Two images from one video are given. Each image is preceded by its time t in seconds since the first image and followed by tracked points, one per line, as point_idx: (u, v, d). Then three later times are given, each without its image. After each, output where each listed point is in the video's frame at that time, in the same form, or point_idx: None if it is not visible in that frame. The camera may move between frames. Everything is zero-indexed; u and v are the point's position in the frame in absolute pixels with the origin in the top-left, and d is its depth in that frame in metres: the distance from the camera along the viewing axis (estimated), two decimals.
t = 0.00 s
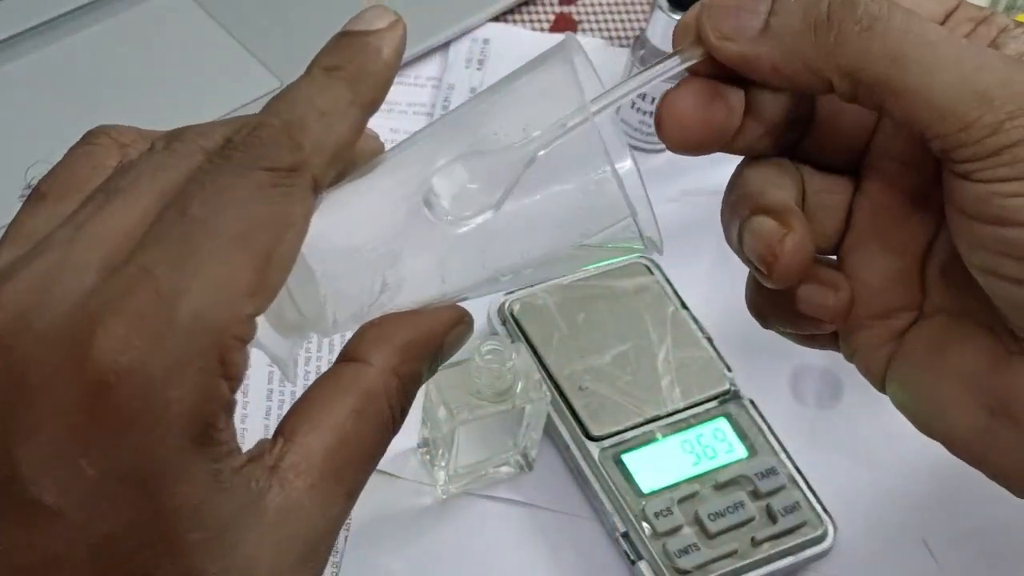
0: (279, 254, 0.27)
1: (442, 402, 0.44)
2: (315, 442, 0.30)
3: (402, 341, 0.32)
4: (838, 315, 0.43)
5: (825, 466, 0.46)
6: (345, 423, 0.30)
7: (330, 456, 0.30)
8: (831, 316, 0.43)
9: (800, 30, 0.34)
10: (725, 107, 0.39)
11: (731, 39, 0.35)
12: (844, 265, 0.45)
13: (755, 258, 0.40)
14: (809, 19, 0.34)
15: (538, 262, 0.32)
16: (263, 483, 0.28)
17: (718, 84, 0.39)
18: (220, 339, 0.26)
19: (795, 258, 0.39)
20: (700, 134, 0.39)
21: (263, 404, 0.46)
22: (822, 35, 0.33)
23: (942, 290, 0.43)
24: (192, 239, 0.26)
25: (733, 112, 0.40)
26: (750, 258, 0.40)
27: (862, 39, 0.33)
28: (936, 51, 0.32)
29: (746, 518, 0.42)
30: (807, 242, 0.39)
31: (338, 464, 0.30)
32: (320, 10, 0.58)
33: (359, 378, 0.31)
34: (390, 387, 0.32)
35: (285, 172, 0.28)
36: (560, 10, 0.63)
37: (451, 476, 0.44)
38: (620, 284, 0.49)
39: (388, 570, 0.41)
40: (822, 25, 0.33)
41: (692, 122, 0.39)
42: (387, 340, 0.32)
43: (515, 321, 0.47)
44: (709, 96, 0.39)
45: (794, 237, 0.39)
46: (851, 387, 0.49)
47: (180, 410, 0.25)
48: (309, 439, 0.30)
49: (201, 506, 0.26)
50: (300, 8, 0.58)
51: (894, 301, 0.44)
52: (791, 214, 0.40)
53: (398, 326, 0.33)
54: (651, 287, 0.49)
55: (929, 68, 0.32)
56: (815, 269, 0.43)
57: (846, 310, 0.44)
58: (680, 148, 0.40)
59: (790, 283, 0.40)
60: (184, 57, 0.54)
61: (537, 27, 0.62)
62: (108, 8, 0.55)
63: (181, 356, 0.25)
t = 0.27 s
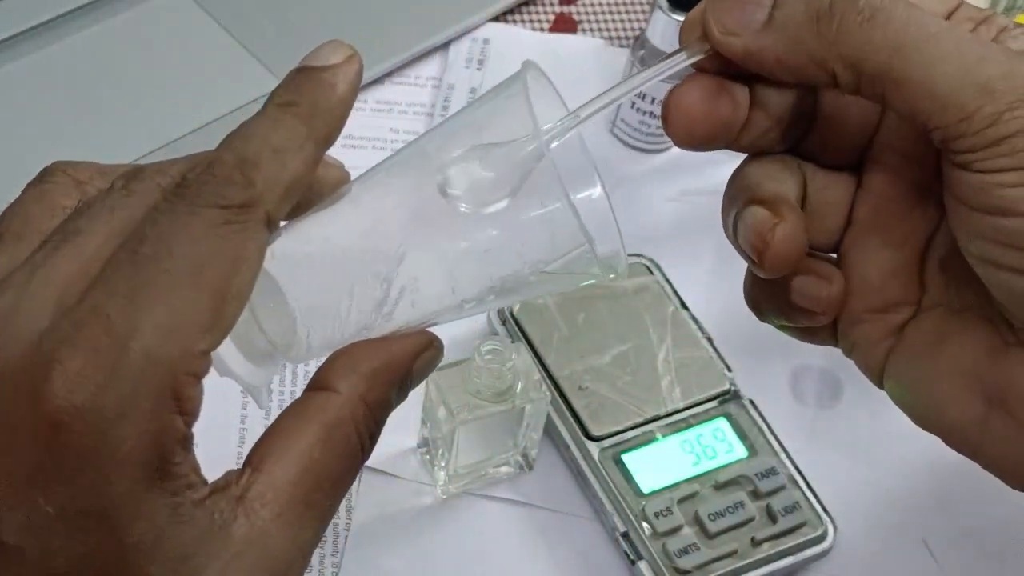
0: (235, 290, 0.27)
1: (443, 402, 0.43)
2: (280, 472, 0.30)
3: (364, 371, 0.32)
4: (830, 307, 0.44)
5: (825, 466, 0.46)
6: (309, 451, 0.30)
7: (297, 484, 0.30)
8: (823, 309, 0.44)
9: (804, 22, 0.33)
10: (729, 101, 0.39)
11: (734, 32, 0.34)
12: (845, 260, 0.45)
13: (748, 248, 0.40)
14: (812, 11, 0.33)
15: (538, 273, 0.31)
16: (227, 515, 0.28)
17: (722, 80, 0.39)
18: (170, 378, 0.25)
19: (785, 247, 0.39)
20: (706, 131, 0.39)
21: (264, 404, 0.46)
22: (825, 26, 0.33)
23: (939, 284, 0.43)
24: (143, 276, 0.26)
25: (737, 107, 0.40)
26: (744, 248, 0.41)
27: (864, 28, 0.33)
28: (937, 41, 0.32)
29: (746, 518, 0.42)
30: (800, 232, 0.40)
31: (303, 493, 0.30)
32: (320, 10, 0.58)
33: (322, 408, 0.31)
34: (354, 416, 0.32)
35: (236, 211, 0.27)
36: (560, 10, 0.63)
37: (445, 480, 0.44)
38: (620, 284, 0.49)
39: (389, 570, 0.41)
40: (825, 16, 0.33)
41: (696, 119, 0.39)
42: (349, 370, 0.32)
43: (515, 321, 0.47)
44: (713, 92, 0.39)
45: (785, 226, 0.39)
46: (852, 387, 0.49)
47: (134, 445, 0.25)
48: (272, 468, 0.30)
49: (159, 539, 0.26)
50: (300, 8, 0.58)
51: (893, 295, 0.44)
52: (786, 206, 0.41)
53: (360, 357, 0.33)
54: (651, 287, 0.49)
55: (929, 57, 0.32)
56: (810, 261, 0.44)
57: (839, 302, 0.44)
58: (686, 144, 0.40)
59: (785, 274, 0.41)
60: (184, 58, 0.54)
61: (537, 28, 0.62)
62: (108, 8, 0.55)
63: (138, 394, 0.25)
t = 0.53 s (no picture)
0: (170, 369, 0.27)
1: (443, 402, 0.43)
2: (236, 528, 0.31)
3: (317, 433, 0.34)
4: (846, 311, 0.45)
5: (825, 467, 0.46)
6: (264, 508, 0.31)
7: (251, 540, 0.31)
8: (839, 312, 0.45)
9: (823, 35, 0.35)
10: (752, 113, 0.40)
11: (760, 47, 0.36)
12: (865, 266, 0.46)
13: (765, 253, 0.41)
14: (831, 25, 0.34)
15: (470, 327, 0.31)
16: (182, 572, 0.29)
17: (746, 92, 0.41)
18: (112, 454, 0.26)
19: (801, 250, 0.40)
20: (729, 142, 0.41)
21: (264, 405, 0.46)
22: (843, 37, 0.34)
23: (955, 290, 0.43)
24: (79, 362, 0.26)
25: (761, 120, 0.41)
26: (761, 252, 0.42)
27: (881, 40, 0.33)
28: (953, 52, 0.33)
29: (746, 518, 0.42)
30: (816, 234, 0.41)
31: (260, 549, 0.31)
32: (320, 12, 0.58)
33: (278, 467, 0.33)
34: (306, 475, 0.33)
35: (171, 290, 0.27)
36: (560, 11, 0.63)
37: (445, 480, 0.44)
38: (620, 285, 0.49)
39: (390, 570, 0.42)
40: (843, 28, 0.34)
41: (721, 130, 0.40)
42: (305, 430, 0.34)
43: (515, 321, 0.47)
44: (738, 105, 0.40)
45: (801, 231, 0.40)
46: (851, 387, 0.49)
47: (75, 516, 0.26)
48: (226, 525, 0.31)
49: None
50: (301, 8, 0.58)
51: (907, 300, 0.44)
52: (802, 210, 0.42)
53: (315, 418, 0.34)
54: (650, 287, 0.49)
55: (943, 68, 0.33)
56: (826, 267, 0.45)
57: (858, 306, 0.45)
58: (710, 155, 0.42)
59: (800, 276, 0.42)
60: (184, 58, 0.54)
61: (537, 28, 0.62)
62: (108, 8, 0.55)
63: (79, 467, 0.26)
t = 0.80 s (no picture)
0: (78, 429, 0.31)
1: (443, 402, 0.43)
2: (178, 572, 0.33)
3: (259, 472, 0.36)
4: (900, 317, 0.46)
5: (825, 467, 0.46)
6: (209, 551, 0.34)
7: None
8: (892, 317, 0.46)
9: (867, 62, 0.38)
10: (806, 134, 0.44)
11: (806, 75, 0.41)
12: (923, 271, 0.48)
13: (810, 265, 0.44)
14: (874, 54, 0.38)
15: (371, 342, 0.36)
16: None
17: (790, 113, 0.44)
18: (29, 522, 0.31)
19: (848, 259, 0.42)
20: (781, 162, 0.44)
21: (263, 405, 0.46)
22: (883, 65, 0.37)
23: (1003, 296, 0.45)
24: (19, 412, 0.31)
25: (813, 140, 0.44)
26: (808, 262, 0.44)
27: (917, 70, 0.37)
28: (985, 84, 0.36)
29: (746, 518, 0.42)
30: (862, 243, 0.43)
31: None
32: (320, 12, 0.58)
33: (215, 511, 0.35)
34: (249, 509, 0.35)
35: (74, 355, 0.32)
36: (560, 10, 0.63)
37: (444, 480, 0.44)
38: (619, 285, 0.49)
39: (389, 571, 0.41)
40: (884, 59, 0.37)
41: (775, 150, 0.44)
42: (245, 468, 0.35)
43: (515, 321, 0.47)
44: (791, 127, 0.44)
45: (846, 243, 0.43)
46: (851, 387, 0.49)
47: None
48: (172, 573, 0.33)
49: None
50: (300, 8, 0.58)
51: (962, 305, 0.46)
52: (847, 223, 0.44)
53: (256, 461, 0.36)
54: (650, 287, 0.49)
55: (973, 98, 0.36)
56: (882, 275, 0.47)
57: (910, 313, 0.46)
58: (766, 172, 0.45)
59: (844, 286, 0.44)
60: (182, 57, 0.54)
61: (537, 28, 0.62)
62: (108, 10, 0.55)
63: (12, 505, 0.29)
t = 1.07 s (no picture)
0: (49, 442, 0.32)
1: (443, 402, 0.43)
2: None
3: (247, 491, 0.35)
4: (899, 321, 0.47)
5: (825, 467, 0.46)
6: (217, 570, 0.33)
7: None
8: (891, 322, 0.47)
9: (812, 125, 0.39)
10: (778, 177, 0.45)
11: (761, 136, 0.42)
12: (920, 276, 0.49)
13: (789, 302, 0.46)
14: (819, 121, 0.38)
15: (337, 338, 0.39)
16: None
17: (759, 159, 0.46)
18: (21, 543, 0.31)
19: (819, 297, 0.45)
20: (754, 203, 0.46)
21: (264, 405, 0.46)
22: (825, 130, 0.38)
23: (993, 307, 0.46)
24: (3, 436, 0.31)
25: (788, 180, 0.46)
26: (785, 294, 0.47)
27: (852, 139, 0.37)
28: (921, 151, 0.36)
29: (746, 518, 0.42)
30: (833, 275, 0.45)
31: None
32: (319, 13, 0.58)
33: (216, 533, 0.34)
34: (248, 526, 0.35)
35: (31, 388, 0.33)
36: (559, 11, 0.63)
37: (444, 479, 0.44)
38: (619, 284, 0.49)
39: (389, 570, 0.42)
40: (826, 124, 0.38)
41: (747, 193, 0.45)
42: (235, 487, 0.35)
43: (514, 321, 0.47)
44: (763, 172, 0.45)
45: (814, 283, 0.45)
46: (851, 386, 0.49)
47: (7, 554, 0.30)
48: None
49: None
50: (300, 9, 0.58)
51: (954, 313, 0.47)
52: (822, 257, 0.46)
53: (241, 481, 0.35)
54: (650, 287, 0.49)
55: (911, 164, 0.36)
56: (880, 282, 0.48)
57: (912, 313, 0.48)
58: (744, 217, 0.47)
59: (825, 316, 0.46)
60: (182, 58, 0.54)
61: (537, 29, 0.62)
62: (108, 10, 0.55)
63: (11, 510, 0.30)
